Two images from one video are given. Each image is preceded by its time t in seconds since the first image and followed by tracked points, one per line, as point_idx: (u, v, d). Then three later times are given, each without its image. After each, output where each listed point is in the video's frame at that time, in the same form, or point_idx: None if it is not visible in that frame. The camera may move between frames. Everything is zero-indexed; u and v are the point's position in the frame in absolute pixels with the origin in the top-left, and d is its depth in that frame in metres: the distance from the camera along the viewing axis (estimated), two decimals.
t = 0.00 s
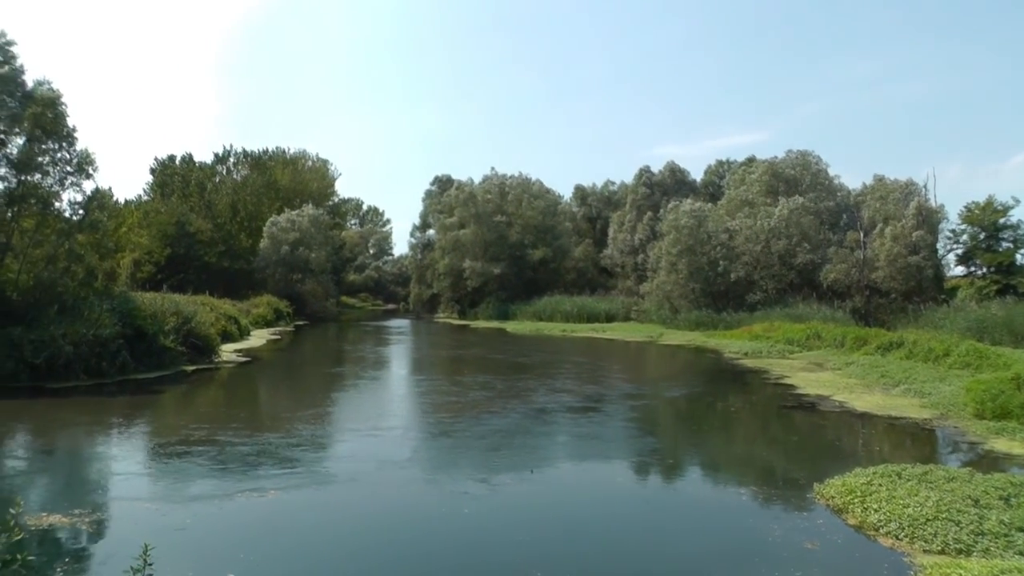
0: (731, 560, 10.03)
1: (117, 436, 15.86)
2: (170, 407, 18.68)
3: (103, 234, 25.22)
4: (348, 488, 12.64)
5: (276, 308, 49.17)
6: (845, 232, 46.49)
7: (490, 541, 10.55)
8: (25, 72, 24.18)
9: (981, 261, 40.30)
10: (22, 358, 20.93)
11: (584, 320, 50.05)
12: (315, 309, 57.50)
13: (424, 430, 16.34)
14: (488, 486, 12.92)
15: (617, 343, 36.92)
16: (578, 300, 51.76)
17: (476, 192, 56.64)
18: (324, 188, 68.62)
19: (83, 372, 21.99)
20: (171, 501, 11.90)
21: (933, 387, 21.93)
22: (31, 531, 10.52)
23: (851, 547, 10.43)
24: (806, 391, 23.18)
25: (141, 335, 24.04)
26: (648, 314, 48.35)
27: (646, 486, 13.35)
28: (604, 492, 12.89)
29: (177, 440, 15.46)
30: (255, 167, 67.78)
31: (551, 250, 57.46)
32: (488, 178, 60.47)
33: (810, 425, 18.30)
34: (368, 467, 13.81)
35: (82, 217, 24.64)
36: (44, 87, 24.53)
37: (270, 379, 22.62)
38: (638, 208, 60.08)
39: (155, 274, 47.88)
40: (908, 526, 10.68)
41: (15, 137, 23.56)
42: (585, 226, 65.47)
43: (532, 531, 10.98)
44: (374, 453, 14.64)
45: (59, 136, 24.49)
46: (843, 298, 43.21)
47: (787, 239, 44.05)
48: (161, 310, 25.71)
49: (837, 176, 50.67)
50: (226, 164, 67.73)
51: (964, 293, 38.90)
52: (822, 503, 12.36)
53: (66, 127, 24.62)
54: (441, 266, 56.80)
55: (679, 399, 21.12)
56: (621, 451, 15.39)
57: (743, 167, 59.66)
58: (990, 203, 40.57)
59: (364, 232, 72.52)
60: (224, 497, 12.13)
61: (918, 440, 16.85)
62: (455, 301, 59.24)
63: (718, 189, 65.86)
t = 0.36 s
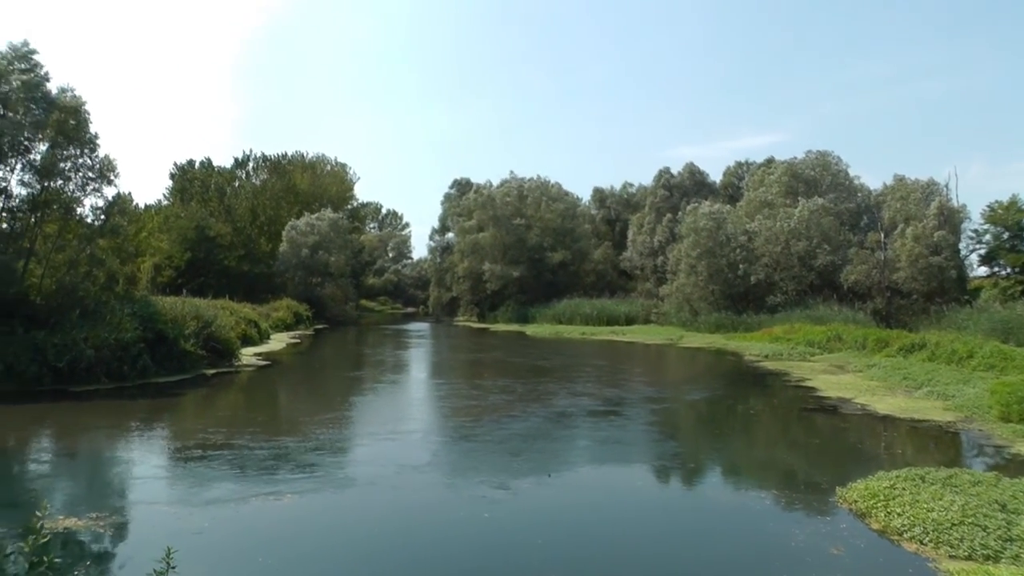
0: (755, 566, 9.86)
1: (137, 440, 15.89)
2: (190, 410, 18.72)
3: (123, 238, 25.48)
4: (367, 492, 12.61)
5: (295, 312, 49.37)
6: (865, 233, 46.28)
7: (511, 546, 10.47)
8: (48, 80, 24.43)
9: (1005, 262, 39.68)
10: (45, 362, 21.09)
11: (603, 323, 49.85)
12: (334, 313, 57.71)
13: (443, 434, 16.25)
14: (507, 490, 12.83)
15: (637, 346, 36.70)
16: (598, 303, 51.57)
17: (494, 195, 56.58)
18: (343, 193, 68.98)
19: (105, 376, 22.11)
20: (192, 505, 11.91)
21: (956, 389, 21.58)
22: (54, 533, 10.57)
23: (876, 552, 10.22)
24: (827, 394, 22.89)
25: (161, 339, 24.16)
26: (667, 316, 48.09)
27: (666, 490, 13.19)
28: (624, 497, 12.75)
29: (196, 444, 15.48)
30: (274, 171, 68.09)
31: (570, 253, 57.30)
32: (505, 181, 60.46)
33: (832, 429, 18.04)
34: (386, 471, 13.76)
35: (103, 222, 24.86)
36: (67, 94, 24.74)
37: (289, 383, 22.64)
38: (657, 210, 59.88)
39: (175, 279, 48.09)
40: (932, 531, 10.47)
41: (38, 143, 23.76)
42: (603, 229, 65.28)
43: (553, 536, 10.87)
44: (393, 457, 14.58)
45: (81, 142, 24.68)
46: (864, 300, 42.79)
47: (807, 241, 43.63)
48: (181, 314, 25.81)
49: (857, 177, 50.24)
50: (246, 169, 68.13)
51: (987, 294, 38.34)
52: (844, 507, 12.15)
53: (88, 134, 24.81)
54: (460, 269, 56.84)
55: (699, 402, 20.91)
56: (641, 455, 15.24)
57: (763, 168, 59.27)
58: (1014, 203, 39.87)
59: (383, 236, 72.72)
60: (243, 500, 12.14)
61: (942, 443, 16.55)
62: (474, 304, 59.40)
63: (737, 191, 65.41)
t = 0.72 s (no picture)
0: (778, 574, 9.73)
1: (160, 446, 15.98)
2: (212, 417, 18.81)
3: (145, 247, 25.71)
4: (387, 498, 12.61)
5: (316, 319, 49.62)
6: (887, 237, 45.92)
7: (533, 552, 10.40)
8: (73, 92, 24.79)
9: None
10: (69, 369, 21.30)
11: (624, 329, 49.66)
12: (355, 320, 57.97)
13: (462, 441, 16.19)
14: (528, 497, 12.76)
15: (657, 352, 36.50)
16: (618, 309, 51.39)
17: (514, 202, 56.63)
18: (363, 200, 69.48)
19: (128, 383, 22.27)
20: (214, 511, 11.95)
21: (981, 395, 21.22)
22: (79, 538, 10.65)
23: (900, 560, 10.02)
24: (850, 400, 22.61)
25: (183, 346, 24.33)
26: (688, 322, 47.86)
27: (686, 497, 13.05)
28: (645, 503, 12.63)
29: (218, 450, 15.56)
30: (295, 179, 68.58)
31: (590, 259, 57.14)
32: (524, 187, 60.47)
33: (856, 435, 17.78)
34: (407, 477, 13.75)
35: (126, 231, 25.15)
36: (93, 106, 25.08)
37: (310, 389, 22.72)
38: (678, 215, 59.67)
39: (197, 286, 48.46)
40: (958, 539, 10.26)
41: (62, 154, 24.08)
42: (623, 234, 65.11)
43: (575, 543, 10.78)
44: (414, 463, 14.55)
45: (104, 152, 24.98)
46: (886, 304, 42.32)
47: (828, 246, 43.23)
48: (202, 322, 25.98)
49: (878, 181, 49.78)
50: (267, 177, 68.67)
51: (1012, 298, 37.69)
52: (867, 514, 11.94)
53: (111, 144, 25.09)
54: (481, 275, 56.90)
55: (721, 408, 20.71)
56: (662, 462, 15.10)
57: (784, 172, 58.86)
58: None
59: (403, 243, 72.97)
60: (264, 506, 12.17)
61: (967, 450, 16.26)
62: (494, 310, 59.53)
63: (757, 196, 65.00)
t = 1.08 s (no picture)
0: None
1: (178, 450, 16.02)
2: (230, 420, 18.87)
3: (164, 252, 25.84)
4: (405, 501, 12.59)
5: (333, 322, 49.76)
6: (906, 237, 45.50)
7: (552, 555, 10.32)
8: (93, 99, 24.92)
9: None
10: (88, 373, 21.44)
11: (641, 331, 49.45)
12: (373, 323, 58.11)
13: (480, 445, 16.11)
14: (547, 501, 12.66)
15: (675, 354, 36.30)
16: (636, 311, 51.16)
17: (530, 205, 56.59)
18: (380, 204, 70.24)
19: (146, 387, 22.38)
20: (233, 514, 11.97)
21: (1003, 397, 20.89)
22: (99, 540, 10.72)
23: (921, 565, 9.84)
24: (869, 402, 22.32)
25: (201, 349, 24.44)
26: (706, 324, 47.56)
27: (704, 499, 12.93)
28: (664, 507, 12.49)
29: (237, 453, 15.62)
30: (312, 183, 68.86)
31: (608, 261, 56.87)
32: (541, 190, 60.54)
33: (875, 437, 17.56)
34: (424, 480, 13.73)
35: (144, 235, 25.32)
36: (114, 113, 25.25)
37: (327, 393, 22.73)
38: (695, 217, 59.40)
39: (214, 291, 48.49)
40: (980, 543, 10.07)
41: (81, 159, 24.25)
42: (640, 236, 64.88)
43: (593, 546, 10.71)
44: (431, 467, 14.49)
45: (123, 158, 25.17)
46: (905, 305, 41.86)
47: (846, 247, 42.84)
48: (220, 326, 26.08)
49: (896, 181, 49.43)
50: (284, 182, 68.99)
51: None
52: (887, 517, 11.77)
53: (129, 150, 25.27)
54: (498, 278, 56.89)
55: (739, 411, 20.51)
56: (679, 464, 14.97)
57: (801, 173, 58.50)
58: None
59: (421, 246, 73.12)
60: (282, 508, 12.21)
61: (989, 452, 15.99)
62: (512, 313, 59.64)
63: (775, 196, 64.61)
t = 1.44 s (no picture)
0: None
1: (193, 452, 16.10)
2: (244, 422, 18.92)
3: (178, 255, 25.95)
4: (419, 503, 12.58)
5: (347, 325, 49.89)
6: (921, 238, 45.22)
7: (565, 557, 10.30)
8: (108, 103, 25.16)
9: None
10: (104, 376, 21.54)
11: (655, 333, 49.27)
12: (387, 325, 58.27)
13: (494, 447, 16.09)
14: (561, 503, 12.62)
15: (689, 356, 36.20)
16: (650, 312, 51.02)
17: (543, 207, 56.61)
18: (394, 206, 70.33)
19: (161, 389, 22.49)
20: (247, 515, 12.02)
21: (1020, 398, 20.65)
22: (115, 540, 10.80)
23: (938, 568, 9.71)
24: (884, 403, 22.15)
25: (215, 352, 24.55)
26: (720, 325, 47.37)
27: (718, 502, 12.84)
28: (678, 510, 12.42)
29: (251, 455, 15.65)
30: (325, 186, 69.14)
31: (622, 263, 56.62)
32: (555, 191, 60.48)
33: (891, 439, 17.41)
34: (438, 482, 13.71)
35: (158, 239, 25.46)
36: (130, 118, 25.33)
37: (341, 395, 22.79)
38: (709, 218, 59.26)
39: (229, 293, 48.77)
40: (997, 545, 9.93)
41: (96, 163, 24.40)
42: (654, 238, 64.73)
43: (607, 548, 10.68)
44: (444, 470, 14.47)
45: (138, 161, 25.29)
46: (920, 306, 41.58)
47: (860, 247, 42.56)
48: (234, 328, 26.20)
49: (911, 182, 49.21)
50: (298, 185, 69.32)
51: None
52: (903, 519, 11.65)
53: (145, 154, 25.39)
54: (512, 280, 56.93)
55: (753, 412, 20.41)
56: (692, 467, 14.89)
57: (816, 173, 58.26)
58: None
59: (434, 248, 73.27)
60: (297, 510, 12.23)
61: (1006, 454, 15.81)
62: (526, 314, 59.68)
63: (789, 197, 64.30)
